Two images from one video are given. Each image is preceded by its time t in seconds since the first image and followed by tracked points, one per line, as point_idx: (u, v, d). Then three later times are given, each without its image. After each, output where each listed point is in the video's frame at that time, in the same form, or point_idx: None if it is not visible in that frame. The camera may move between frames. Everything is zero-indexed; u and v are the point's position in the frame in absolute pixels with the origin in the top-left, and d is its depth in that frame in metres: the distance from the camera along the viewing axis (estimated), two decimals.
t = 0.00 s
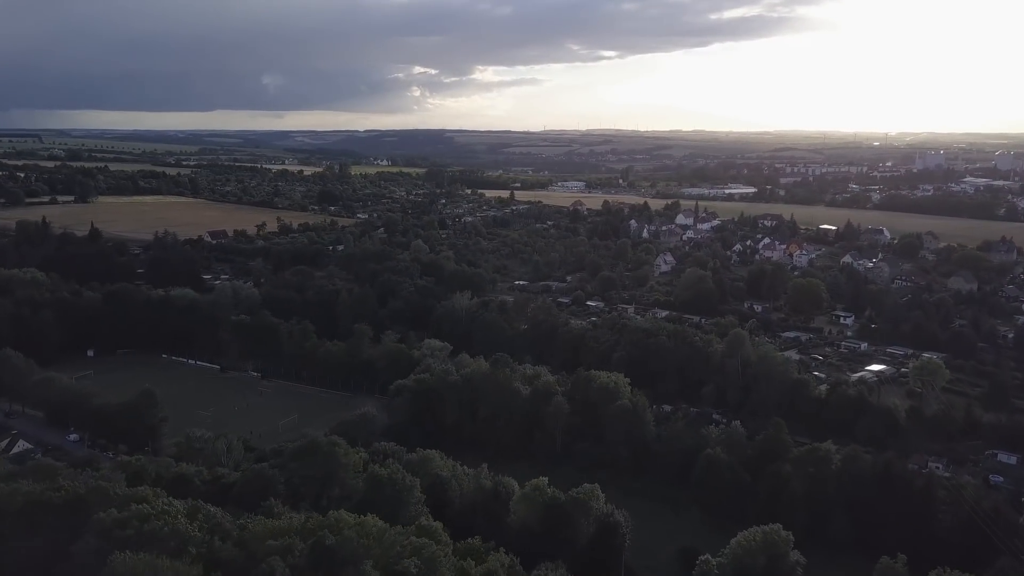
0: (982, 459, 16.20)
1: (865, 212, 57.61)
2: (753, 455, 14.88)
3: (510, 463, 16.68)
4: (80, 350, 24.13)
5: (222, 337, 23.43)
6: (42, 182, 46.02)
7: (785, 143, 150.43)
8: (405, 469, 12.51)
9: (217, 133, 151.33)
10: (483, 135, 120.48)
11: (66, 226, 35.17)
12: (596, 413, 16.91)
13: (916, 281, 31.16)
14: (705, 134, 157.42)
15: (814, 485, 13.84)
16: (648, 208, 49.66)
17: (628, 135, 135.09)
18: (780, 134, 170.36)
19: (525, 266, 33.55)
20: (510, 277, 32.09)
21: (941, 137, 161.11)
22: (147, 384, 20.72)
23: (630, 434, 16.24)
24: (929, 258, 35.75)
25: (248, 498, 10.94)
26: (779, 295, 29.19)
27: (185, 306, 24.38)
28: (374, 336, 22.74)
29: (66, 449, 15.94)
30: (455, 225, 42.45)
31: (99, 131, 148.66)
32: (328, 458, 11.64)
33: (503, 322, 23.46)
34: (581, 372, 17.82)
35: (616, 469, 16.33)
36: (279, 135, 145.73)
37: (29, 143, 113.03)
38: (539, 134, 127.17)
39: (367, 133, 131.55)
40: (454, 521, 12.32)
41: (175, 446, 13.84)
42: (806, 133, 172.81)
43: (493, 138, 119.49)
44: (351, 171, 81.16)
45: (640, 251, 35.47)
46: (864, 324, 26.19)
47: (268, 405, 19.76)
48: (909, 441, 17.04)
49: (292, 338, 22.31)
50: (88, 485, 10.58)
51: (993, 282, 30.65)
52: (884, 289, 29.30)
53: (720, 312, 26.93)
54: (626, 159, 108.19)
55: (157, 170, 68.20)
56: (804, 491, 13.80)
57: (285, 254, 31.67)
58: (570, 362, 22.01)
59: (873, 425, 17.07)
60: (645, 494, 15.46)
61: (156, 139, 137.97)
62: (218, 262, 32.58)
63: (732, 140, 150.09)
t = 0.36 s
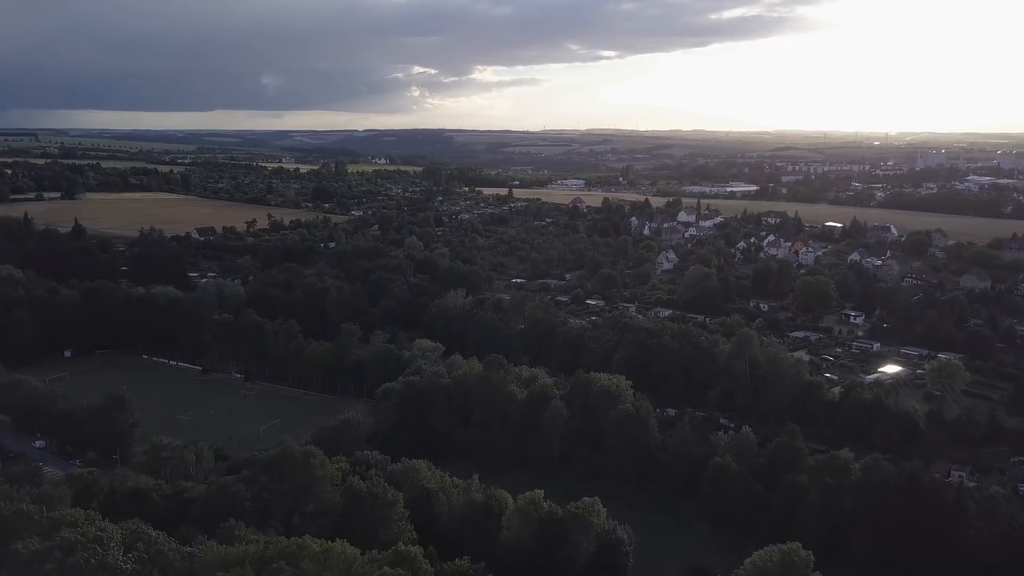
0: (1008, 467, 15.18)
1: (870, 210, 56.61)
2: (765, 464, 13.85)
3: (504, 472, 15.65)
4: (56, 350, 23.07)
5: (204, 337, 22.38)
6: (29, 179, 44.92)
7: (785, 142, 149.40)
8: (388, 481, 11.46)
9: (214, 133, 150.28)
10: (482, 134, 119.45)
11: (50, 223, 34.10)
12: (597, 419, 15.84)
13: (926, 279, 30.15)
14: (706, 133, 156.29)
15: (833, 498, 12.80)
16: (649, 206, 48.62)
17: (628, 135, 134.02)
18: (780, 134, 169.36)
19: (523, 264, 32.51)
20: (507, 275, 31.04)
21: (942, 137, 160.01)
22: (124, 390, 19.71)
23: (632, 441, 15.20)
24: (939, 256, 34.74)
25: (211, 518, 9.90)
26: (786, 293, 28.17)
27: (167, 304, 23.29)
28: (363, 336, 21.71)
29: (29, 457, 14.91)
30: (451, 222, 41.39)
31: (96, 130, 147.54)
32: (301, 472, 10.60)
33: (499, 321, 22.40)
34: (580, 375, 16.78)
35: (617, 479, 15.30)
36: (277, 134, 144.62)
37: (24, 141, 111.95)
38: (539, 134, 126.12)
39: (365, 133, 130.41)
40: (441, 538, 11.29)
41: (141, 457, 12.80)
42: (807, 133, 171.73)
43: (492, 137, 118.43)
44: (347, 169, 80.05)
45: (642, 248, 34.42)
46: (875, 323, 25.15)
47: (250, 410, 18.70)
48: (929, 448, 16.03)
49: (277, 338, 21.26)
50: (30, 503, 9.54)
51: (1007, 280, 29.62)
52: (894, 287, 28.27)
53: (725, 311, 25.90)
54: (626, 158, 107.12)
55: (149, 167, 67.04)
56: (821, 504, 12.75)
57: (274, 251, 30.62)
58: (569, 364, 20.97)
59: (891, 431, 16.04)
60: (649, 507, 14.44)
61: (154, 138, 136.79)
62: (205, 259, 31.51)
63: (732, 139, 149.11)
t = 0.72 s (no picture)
0: None
1: (874, 208, 55.54)
2: (778, 475, 12.79)
3: (497, 483, 14.59)
4: (29, 351, 21.98)
5: (184, 337, 21.31)
6: (13, 175, 43.77)
7: (786, 142, 148.18)
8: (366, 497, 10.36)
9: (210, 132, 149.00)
10: (480, 133, 118.37)
11: (31, 219, 32.98)
12: (596, 426, 14.77)
13: (938, 277, 29.11)
14: (705, 133, 155.19)
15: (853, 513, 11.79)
16: (649, 203, 47.57)
17: (627, 134, 132.92)
18: (779, 134, 168.31)
19: (520, 262, 31.46)
20: (503, 274, 29.98)
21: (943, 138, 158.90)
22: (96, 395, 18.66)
23: (634, 450, 14.15)
24: (949, 254, 33.70)
25: (163, 542, 8.86)
26: (792, 292, 27.13)
27: (146, 303, 22.23)
28: (351, 337, 20.67)
29: None
30: (447, 219, 40.33)
31: (91, 129, 146.32)
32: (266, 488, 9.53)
33: (493, 321, 21.37)
34: (579, 377, 15.72)
35: (618, 490, 14.25)
36: (274, 133, 143.47)
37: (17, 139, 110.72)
38: (537, 133, 125.01)
39: (362, 132, 129.22)
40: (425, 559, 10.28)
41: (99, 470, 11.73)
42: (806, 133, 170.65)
43: (490, 136, 117.33)
44: (343, 167, 78.94)
45: (642, 245, 33.36)
46: (887, 324, 24.12)
47: (230, 415, 17.66)
48: (950, 457, 15.04)
49: (259, 338, 20.21)
50: None
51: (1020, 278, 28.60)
52: (905, 286, 27.24)
53: (730, 310, 24.88)
54: (626, 157, 106.03)
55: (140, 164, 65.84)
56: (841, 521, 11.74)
57: (263, 248, 29.55)
58: (567, 365, 19.93)
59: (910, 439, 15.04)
60: (652, 521, 13.41)
61: (149, 137, 135.58)
62: (191, 257, 30.43)
63: (732, 139, 147.78)
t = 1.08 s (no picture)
0: None
1: (879, 206, 54.47)
2: (795, 490, 11.69)
3: (488, 496, 13.48)
4: None
5: (161, 338, 20.18)
6: None
7: (787, 142, 147.03)
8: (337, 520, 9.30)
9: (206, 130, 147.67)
10: (479, 133, 117.22)
11: (11, 215, 31.85)
12: (595, 434, 13.65)
13: (951, 275, 28.01)
14: (705, 133, 154.09)
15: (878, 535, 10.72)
16: (650, 201, 46.46)
17: (627, 134, 131.80)
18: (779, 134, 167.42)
19: (516, 259, 30.37)
20: (500, 272, 28.89)
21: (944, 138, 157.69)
22: (64, 400, 17.57)
23: (638, 460, 13.04)
24: (960, 252, 32.61)
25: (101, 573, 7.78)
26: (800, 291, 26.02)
27: (121, 302, 21.11)
28: (336, 338, 19.56)
29: None
30: (442, 216, 39.23)
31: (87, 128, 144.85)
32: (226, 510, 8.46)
33: (487, 320, 20.27)
34: (577, 381, 14.60)
35: (620, 504, 13.13)
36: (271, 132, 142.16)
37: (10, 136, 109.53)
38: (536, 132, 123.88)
39: (360, 131, 128.08)
40: None
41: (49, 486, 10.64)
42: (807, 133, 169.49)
43: (489, 134, 116.17)
44: (339, 165, 77.79)
45: (644, 242, 32.25)
46: (900, 324, 23.02)
47: (205, 421, 16.56)
48: (978, 467, 13.93)
49: (239, 339, 19.10)
50: None
51: None
52: (917, 284, 26.14)
53: (735, 310, 23.80)
54: (626, 156, 104.91)
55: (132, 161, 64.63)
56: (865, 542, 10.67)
57: (249, 245, 28.45)
58: (564, 368, 18.82)
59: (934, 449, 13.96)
60: (658, 539, 12.30)
61: (145, 135, 134.43)
62: (175, 255, 29.35)
63: (733, 139, 146.91)
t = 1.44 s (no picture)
0: None
1: (885, 203, 53.35)
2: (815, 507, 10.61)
3: (477, 510, 12.36)
4: None
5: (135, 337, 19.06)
6: None
7: (789, 142, 146.23)
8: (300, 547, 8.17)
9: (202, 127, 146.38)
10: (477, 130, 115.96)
11: None
12: (595, 444, 12.55)
13: (965, 273, 26.90)
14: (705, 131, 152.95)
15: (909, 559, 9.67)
16: (651, 197, 45.34)
17: (626, 132, 130.66)
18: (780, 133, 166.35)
19: (513, 256, 29.24)
20: (495, 269, 27.77)
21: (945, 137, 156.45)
22: (27, 404, 16.45)
23: (641, 472, 11.95)
24: (973, 249, 31.51)
25: None
26: (809, 289, 24.92)
27: (94, 300, 19.99)
28: (320, 338, 18.44)
29: None
30: (437, 212, 38.09)
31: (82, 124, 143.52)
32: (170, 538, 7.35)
33: (480, 320, 19.15)
34: (575, 386, 13.50)
35: (622, 520, 12.02)
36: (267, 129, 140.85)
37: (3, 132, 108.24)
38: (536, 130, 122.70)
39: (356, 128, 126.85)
40: None
41: None
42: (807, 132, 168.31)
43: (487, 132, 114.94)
44: (336, 162, 76.65)
45: (645, 238, 31.10)
46: (915, 324, 21.92)
47: (176, 426, 15.44)
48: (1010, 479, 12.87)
49: (216, 338, 17.98)
50: None
51: None
52: (931, 283, 25.04)
53: (741, 309, 22.70)
54: (626, 154, 103.75)
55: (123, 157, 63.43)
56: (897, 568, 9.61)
57: (234, 241, 27.30)
58: (562, 370, 17.68)
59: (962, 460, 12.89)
60: (663, 559, 11.20)
61: (140, 132, 133.18)
62: (158, 251, 28.17)
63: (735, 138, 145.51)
